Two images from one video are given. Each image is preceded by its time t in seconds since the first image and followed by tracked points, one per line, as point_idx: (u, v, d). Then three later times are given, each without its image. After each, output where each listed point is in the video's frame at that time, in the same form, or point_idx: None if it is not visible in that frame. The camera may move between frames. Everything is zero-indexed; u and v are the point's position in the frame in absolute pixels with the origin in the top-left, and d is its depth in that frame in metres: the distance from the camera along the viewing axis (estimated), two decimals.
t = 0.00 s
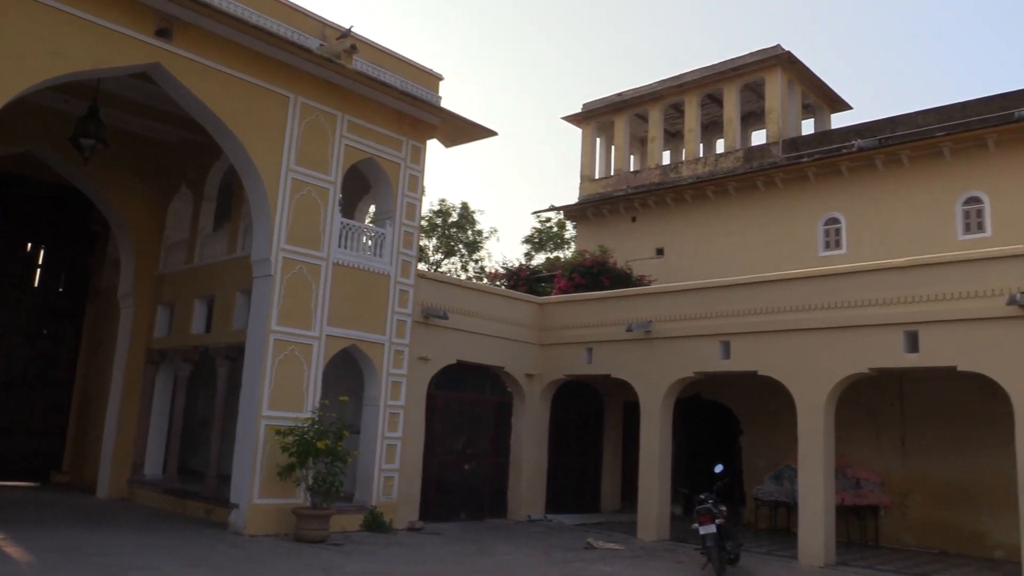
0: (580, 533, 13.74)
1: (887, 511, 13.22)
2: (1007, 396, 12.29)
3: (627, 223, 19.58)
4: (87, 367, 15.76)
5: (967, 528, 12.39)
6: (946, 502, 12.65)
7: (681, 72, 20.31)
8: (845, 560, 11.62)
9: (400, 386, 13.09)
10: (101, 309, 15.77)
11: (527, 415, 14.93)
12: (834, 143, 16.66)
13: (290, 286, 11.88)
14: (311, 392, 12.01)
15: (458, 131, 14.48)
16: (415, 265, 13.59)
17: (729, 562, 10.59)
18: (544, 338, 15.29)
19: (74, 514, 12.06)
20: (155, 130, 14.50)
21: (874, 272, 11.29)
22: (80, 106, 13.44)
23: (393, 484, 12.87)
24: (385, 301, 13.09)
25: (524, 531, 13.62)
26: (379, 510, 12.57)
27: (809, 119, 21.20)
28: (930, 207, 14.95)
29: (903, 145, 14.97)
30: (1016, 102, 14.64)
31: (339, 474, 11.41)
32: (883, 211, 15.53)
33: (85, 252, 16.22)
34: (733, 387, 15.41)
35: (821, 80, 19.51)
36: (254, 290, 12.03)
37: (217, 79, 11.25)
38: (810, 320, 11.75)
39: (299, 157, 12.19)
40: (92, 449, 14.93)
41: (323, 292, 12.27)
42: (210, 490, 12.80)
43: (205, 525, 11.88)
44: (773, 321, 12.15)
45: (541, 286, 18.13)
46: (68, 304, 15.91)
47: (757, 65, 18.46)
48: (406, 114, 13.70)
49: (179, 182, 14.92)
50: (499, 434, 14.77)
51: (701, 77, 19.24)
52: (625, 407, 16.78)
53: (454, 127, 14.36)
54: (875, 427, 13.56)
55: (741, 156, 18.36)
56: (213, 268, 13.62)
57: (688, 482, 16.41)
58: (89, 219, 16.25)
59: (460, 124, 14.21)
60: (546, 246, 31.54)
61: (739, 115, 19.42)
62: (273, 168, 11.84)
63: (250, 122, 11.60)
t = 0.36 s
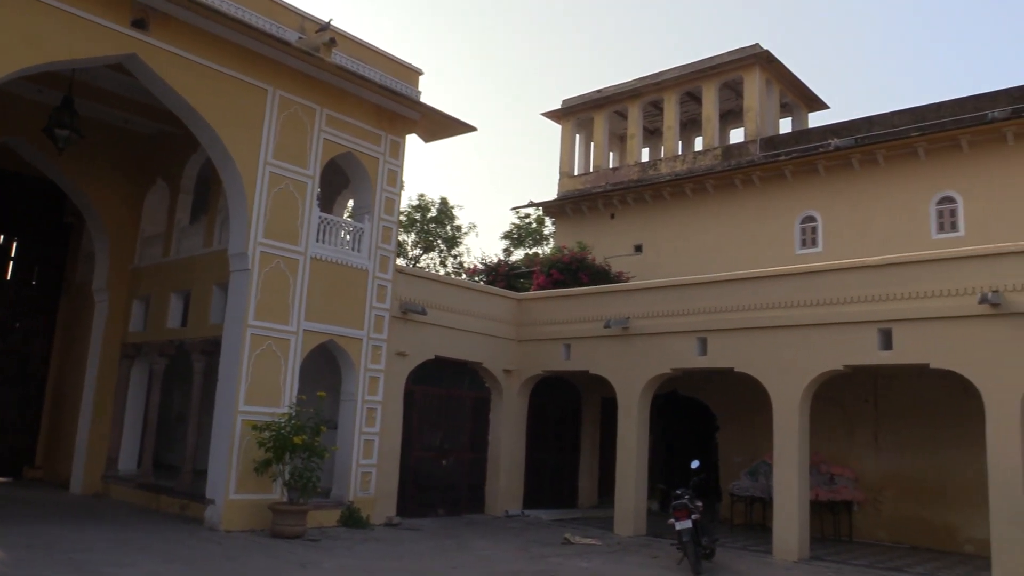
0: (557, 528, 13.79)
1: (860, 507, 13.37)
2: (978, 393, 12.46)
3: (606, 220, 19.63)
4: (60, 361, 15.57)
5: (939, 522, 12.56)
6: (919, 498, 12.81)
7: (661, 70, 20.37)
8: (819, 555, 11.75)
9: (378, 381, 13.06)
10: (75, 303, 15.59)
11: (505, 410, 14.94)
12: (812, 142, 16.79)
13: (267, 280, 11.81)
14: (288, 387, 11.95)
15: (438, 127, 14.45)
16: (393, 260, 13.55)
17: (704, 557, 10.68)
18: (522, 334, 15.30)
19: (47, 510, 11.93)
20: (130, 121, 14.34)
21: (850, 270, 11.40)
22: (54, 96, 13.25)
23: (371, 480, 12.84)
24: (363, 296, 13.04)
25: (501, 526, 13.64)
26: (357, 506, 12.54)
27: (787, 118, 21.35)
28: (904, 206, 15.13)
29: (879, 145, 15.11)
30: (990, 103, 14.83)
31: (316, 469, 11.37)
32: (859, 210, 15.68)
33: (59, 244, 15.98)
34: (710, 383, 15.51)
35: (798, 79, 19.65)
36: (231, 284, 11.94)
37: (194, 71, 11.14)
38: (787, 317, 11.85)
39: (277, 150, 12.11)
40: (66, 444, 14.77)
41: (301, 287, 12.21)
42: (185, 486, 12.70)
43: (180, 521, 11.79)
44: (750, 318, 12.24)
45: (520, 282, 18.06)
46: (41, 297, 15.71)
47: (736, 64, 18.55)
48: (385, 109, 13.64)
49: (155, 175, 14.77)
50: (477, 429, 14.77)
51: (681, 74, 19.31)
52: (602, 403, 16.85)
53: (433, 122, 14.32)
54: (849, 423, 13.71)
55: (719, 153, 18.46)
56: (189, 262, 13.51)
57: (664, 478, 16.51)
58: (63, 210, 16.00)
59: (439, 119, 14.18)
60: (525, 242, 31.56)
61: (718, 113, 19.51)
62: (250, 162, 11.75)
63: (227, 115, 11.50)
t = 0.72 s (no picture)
0: (542, 524, 13.82)
1: (843, 503, 13.47)
2: (959, 390, 12.57)
3: (592, 216, 19.65)
4: (42, 356, 15.44)
5: (920, 518, 12.68)
6: (900, 494, 12.92)
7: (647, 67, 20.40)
8: (801, 550, 11.83)
9: (363, 376, 13.04)
10: (58, 297, 15.46)
11: (490, 406, 14.94)
12: (797, 140, 16.87)
13: (251, 275, 11.75)
14: (272, 383, 11.90)
15: (424, 122, 14.42)
16: (379, 256, 13.52)
17: (688, 552, 10.78)
18: (507, 330, 15.30)
19: (28, 505, 11.84)
20: (113, 115, 14.22)
21: (833, 268, 11.47)
22: (37, 89, 13.12)
23: (355, 475, 12.83)
24: (348, 292, 13.01)
25: (486, 522, 13.66)
26: (341, 502, 12.52)
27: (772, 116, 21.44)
28: (888, 204, 15.23)
29: (863, 143, 15.20)
30: (973, 102, 14.94)
31: (300, 465, 11.35)
32: (843, 208, 15.77)
33: (40, 239, 15.85)
34: (694, 380, 15.58)
35: (784, 77, 19.73)
36: (215, 279, 11.88)
37: (178, 64, 11.06)
38: (771, 314, 11.90)
39: (262, 145, 12.04)
40: (48, 439, 14.66)
41: (285, 282, 12.16)
42: (168, 482, 12.63)
43: (162, 517, 11.73)
44: (734, 315, 12.29)
45: (506, 278, 18.09)
46: (23, 291, 15.58)
47: (722, 61, 18.61)
48: (371, 104, 13.60)
49: (138, 169, 14.67)
50: (462, 425, 14.77)
51: (667, 72, 19.35)
52: (587, 399, 16.88)
53: (420, 118, 14.30)
54: (831, 420, 13.80)
55: (705, 151, 18.51)
56: (173, 256, 13.43)
57: (648, 474, 16.57)
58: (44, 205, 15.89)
59: (426, 115, 14.15)
60: (511, 239, 31.57)
61: (704, 110, 19.56)
62: (235, 156, 11.68)
63: (212, 109, 11.43)
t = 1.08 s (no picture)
0: (525, 520, 13.84)
1: (824, 498, 13.56)
2: (940, 387, 12.68)
3: (577, 213, 19.66)
4: (22, 351, 15.28)
5: (900, 514, 12.79)
6: (881, 490, 13.03)
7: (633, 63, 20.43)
8: (783, 546, 11.91)
9: (346, 372, 13.00)
10: (38, 292, 15.31)
11: (474, 402, 14.93)
12: (781, 138, 16.94)
13: (234, 270, 11.68)
14: (255, 378, 11.83)
15: (408, 117, 14.37)
16: (363, 251, 13.48)
17: (670, 548, 10.79)
18: (491, 325, 15.29)
19: (8, 502, 11.72)
20: (94, 107, 14.06)
21: (816, 265, 11.54)
22: (16, 81, 12.94)
23: (339, 471, 12.79)
24: (332, 287, 12.96)
25: (469, 518, 13.66)
26: (324, 498, 12.48)
27: (757, 114, 21.53)
28: (870, 202, 15.33)
29: (846, 141, 15.28)
30: (954, 101, 15.05)
31: (283, 460, 11.31)
32: (826, 205, 15.87)
33: (20, 233, 15.71)
34: (678, 376, 15.63)
35: (769, 75, 19.81)
36: (198, 273, 11.80)
37: (160, 57, 10.96)
38: (754, 311, 11.96)
39: (246, 139, 11.97)
40: (27, 435, 14.52)
41: (268, 277, 12.09)
42: (150, 478, 12.55)
43: (143, 513, 11.65)
44: (718, 311, 12.34)
45: (491, 274, 18.14)
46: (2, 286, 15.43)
47: (707, 58, 18.67)
48: (355, 98, 13.55)
49: (120, 162, 14.53)
50: (446, 421, 14.76)
51: (652, 68, 19.39)
52: (571, 395, 16.91)
53: (405, 113, 14.25)
54: (814, 416, 13.89)
55: (689, 148, 18.57)
56: (155, 251, 13.33)
57: (632, 470, 16.63)
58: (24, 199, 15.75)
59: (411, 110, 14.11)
60: (496, 234, 31.55)
61: (689, 107, 19.61)
62: (218, 150, 11.60)
63: (195, 102, 11.34)
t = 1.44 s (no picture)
0: (505, 514, 13.86)
1: (801, 492, 13.68)
2: (915, 381, 12.83)
3: (558, 207, 19.67)
4: None
5: (876, 508, 12.93)
6: (858, 484, 13.16)
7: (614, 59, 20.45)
8: (761, 539, 12.00)
9: (326, 366, 12.95)
10: (12, 285, 15.11)
11: (454, 397, 14.91)
12: (760, 134, 17.03)
13: (213, 264, 11.59)
14: (234, 373, 11.75)
15: (389, 110, 14.32)
16: (343, 245, 13.42)
17: (649, 541, 10.86)
18: (472, 320, 15.27)
19: None
20: (70, 99, 13.88)
21: (795, 261, 11.62)
22: None
23: (318, 466, 12.74)
24: (312, 281, 12.89)
25: (449, 512, 13.66)
26: (303, 493, 12.43)
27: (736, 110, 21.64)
28: (849, 198, 15.46)
29: (825, 138, 15.39)
30: (932, 99, 15.18)
31: (262, 455, 11.25)
32: (805, 202, 15.98)
33: None
34: (657, 371, 15.70)
35: (748, 72, 19.91)
36: (175, 267, 11.69)
37: (138, 48, 10.83)
38: (733, 306, 12.03)
39: (225, 131, 11.87)
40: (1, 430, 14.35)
41: (248, 271, 12.01)
42: (127, 473, 12.43)
43: (120, 509, 11.55)
44: (697, 307, 12.39)
45: (471, 268, 18.12)
46: None
47: (688, 55, 18.73)
48: (336, 92, 13.48)
49: (96, 154, 14.37)
50: (426, 416, 14.74)
51: (633, 64, 19.42)
52: (552, 390, 16.94)
53: (385, 106, 14.20)
54: (792, 411, 14.00)
55: (670, 144, 18.62)
56: (132, 244, 13.21)
57: (612, 464, 16.70)
58: None
59: (391, 103, 14.07)
60: (476, 229, 31.51)
61: (670, 103, 19.67)
62: (197, 142, 11.50)
63: (173, 95, 11.23)
